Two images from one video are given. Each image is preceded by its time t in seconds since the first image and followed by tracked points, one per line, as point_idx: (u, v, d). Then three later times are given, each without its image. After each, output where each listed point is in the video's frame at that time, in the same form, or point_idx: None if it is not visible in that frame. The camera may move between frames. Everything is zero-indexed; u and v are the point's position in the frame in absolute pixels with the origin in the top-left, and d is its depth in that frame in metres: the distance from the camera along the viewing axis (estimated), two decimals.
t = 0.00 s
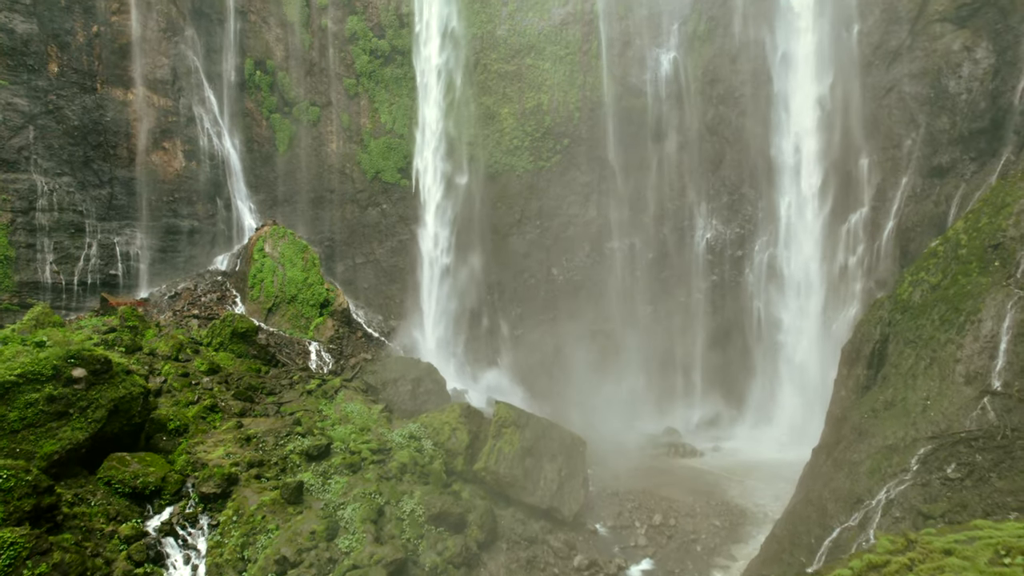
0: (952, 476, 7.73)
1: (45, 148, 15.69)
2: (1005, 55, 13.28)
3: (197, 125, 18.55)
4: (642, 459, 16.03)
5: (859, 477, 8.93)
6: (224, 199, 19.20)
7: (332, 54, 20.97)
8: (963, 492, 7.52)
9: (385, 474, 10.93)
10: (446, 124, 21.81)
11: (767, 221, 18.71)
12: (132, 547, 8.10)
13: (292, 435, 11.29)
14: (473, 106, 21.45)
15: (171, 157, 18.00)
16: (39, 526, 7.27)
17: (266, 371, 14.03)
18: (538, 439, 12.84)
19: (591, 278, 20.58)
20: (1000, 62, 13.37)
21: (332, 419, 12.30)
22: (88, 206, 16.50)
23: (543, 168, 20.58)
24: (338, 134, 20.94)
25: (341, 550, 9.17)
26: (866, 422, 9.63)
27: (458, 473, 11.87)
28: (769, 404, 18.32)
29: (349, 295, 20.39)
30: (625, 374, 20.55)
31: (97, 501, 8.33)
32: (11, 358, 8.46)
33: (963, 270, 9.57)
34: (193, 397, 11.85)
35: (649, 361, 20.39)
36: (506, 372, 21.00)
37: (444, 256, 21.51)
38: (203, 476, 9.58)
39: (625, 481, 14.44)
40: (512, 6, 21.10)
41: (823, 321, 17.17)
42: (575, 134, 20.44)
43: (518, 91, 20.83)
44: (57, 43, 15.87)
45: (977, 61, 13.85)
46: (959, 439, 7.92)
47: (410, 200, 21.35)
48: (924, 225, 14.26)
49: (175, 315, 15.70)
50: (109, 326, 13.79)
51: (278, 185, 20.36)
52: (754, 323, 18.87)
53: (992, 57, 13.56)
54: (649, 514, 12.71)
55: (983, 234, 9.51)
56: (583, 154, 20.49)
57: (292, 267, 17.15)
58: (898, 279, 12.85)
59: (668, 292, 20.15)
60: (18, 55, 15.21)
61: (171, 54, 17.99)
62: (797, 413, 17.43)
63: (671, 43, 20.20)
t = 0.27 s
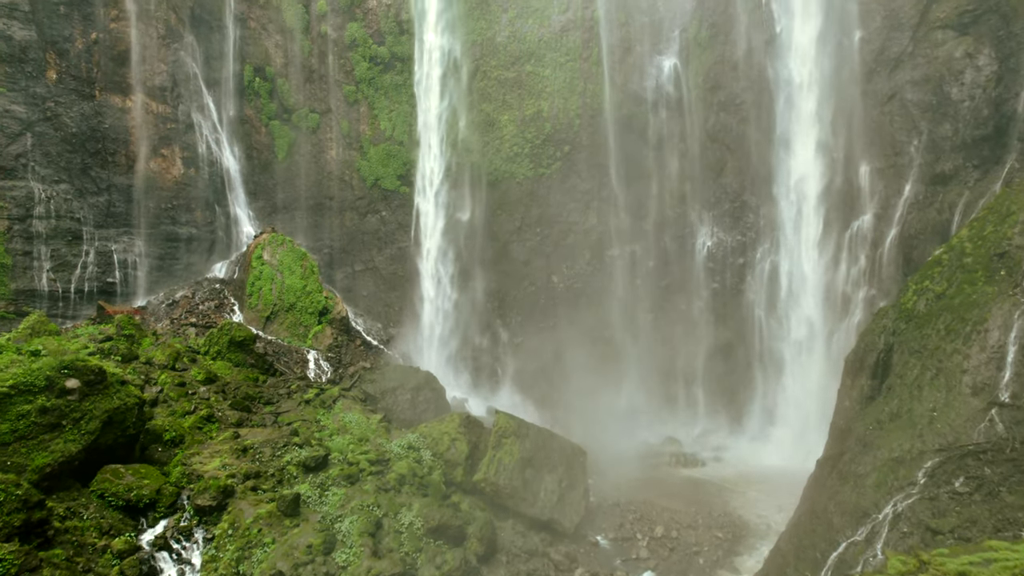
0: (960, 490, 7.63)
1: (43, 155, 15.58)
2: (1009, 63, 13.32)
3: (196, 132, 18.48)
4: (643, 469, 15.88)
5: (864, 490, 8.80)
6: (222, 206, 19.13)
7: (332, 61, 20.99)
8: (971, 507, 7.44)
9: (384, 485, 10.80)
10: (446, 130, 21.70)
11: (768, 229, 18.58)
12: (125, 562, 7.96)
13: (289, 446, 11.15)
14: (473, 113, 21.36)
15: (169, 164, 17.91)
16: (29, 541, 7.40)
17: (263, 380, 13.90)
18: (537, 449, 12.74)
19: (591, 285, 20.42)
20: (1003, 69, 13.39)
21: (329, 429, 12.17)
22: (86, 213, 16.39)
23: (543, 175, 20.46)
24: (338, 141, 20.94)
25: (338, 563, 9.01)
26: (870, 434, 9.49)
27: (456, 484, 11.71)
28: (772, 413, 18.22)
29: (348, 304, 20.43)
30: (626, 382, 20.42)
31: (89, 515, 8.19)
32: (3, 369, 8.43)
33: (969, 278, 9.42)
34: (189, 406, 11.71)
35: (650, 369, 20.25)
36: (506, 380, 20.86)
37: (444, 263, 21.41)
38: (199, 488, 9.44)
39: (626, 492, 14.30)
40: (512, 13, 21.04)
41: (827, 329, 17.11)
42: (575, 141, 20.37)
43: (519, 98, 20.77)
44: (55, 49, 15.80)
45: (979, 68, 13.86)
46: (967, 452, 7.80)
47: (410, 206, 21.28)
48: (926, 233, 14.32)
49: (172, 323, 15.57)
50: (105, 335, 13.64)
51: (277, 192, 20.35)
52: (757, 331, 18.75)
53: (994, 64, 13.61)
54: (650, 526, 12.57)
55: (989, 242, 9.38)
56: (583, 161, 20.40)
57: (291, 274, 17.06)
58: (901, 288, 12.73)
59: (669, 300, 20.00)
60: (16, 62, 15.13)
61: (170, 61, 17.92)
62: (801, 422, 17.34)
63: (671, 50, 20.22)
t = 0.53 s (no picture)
0: (969, 504, 7.50)
1: (40, 162, 15.53)
2: (1011, 69, 13.31)
3: (194, 139, 18.41)
4: (644, 478, 15.72)
5: (870, 504, 8.69)
6: (220, 213, 19.03)
7: (331, 67, 20.93)
8: (981, 522, 7.30)
9: (382, 497, 10.64)
10: (446, 137, 21.63)
11: (770, 236, 18.48)
12: None
13: (286, 456, 10.99)
14: (473, 120, 21.31)
15: (167, 171, 17.82)
16: (18, 557, 7.37)
17: (261, 389, 13.77)
18: (538, 460, 12.62)
19: (592, 293, 20.32)
20: (1006, 76, 13.42)
21: (327, 439, 12.03)
22: (83, 220, 16.31)
23: (543, 182, 20.39)
24: (337, 148, 20.86)
25: None
26: (875, 446, 9.35)
27: (456, 496, 11.55)
28: (774, 421, 18.08)
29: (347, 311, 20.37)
30: (627, 390, 20.29)
31: (81, 528, 8.04)
32: None
33: (974, 287, 9.23)
34: (186, 416, 11.57)
35: (651, 377, 20.11)
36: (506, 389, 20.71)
37: (443, 271, 21.31)
38: (194, 500, 9.29)
39: (627, 502, 14.14)
40: (512, 20, 21.03)
41: (830, 337, 17.01)
42: (575, 148, 20.31)
43: (519, 105, 20.73)
44: (53, 56, 15.74)
45: (981, 75, 13.90)
46: (976, 465, 7.65)
47: (409, 213, 21.19)
48: (929, 240, 14.25)
49: (169, 331, 15.45)
50: (101, 343, 13.51)
51: (276, 199, 20.25)
52: (759, 339, 18.62)
53: (996, 71, 13.63)
54: (653, 538, 12.45)
55: (995, 251, 9.12)
56: (583, 168, 20.33)
57: (289, 282, 16.93)
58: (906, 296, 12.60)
59: (670, 307, 19.86)
60: (13, 69, 15.06)
61: (168, 67, 17.84)
62: (805, 431, 17.21)
63: (672, 56, 20.03)
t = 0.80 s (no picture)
0: (980, 518, 7.42)
1: (37, 168, 15.42)
2: (1014, 75, 13.25)
3: (193, 145, 18.36)
4: (645, 487, 15.56)
5: (877, 516, 8.58)
6: (218, 220, 18.96)
7: (330, 73, 20.91)
8: (993, 536, 7.25)
9: (380, 507, 10.49)
10: (445, 143, 21.50)
11: (771, 242, 18.38)
12: None
13: (283, 466, 10.82)
14: (473, 126, 21.21)
15: (166, 177, 17.75)
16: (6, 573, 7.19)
17: (258, 398, 13.63)
18: (538, 469, 12.49)
19: (591, 300, 20.20)
20: (1008, 82, 13.37)
21: (325, 448, 11.89)
22: (80, 227, 16.20)
23: (543, 189, 20.29)
24: (336, 154, 20.81)
25: None
26: (881, 456, 9.22)
27: (455, 506, 11.41)
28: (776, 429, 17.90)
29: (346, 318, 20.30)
30: (628, 398, 20.13)
31: (73, 542, 7.89)
32: None
33: (980, 295, 9.10)
34: (182, 425, 11.43)
35: (652, 385, 19.95)
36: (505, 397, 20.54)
37: (442, 278, 21.16)
38: (188, 512, 9.13)
39: (628, 511, 14.00)
40: (512, 26, 20.98)
41: (833, 344, 16.84)
42: (575, 154, 20.26)
43: (519, 111, 20.66)
44: (52, 62, 15.66)
45: (984, 81, 13.85)
46: (984, 478, 7.52)
47: (409, 220, 21.11)
48: (932, 247, 14.17)
49: (166, 338, 15.31)
50: (97, 352, 13.35)
51: (275, 205, 20.19)
52: (760, 346, 18.48)
53: (998, 77, 13.58)
54: (655, 549, 12.36)
55: (1000, 259, 9.05)
56: (584, 174, 20.26)
57: (288, 289, 16.82)
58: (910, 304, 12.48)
59: (670, 314, 19.73)
60: (11, 75, 14.99)
61: (167, 73, 17.78)
62: (808, 439, 17.00)
63: (672, 62, 20.04)
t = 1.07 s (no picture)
0: (988, 527, 7.22)
1: (34, 169, 15.31)
2: (1018, 76, 13.12)
3: (191, 146, 18.25)
4: (646, 490, 15.44)
5: (883, 524, 8.50)
6: (216, 221, 18.82)
7: (329, 73, 20.76)
8: (1002, 545, 7.04)
9: (378, 513, 10.37)
10: (445, 144, 21.39)
11: (773, 244, 18.28)
12: None
13: (280, 471, 10.70)
14: (472, 126, 21.09)
15: (163, 178, 17.63)
16: None
17: (256, 401, 13.51)
18: (539, 474, 12.33)
19: (592, 301, 20.07)
20: (1013, 82, 13.19)
21: (323, 453, 11.78)
22: (77, 228, 16.09)
23: (543, 189, 20.17)
24: (335, 155, 20.66)
25: None
26: (886, 462, 9.11)
27: (454, 511, 11.30)
28: (778, 432, 17.80)
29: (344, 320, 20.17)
30: (629, 400, 20.01)
31: (65, 550, 7.76)
32: None
33: (986, 298, 8.96)
34: (178, 429, 11.30)
35: (653, 387, 19.83)
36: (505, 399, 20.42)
37: (442, 279, 21.03)
38: (184, 518, 9.01)
39: (629, 515, 13.90)
40: (512, 26, 20.85)
41: (836, 346, 16.75)
42: (575, 154, 20.14)
43: (519, 111, 20.55)
44: (48, 62, 15.54)
45: (988, 81, 13.72)
46: (992, 485, 7.33)
47: (408, 221, 20.98)
48: (935, 248, 14.06)
49: (164, 341, 15.18)
50: (93, 354, 13.21)
51: (273, 206, 20.01)
52: (762, 348, 18.37)
53: (1003, 77, 13.44)
54: (656, 554, 12.33)
55: (1007, 262, 8.90)
56: (584, 175, 20.13)
57: (286, 291, 16.71)
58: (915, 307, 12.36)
59: (672, 316, 19.59)
60: (7, 76, 14.88)
61: (164, 73, 17.66)
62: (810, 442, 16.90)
63: (673, 62, 19.88)
